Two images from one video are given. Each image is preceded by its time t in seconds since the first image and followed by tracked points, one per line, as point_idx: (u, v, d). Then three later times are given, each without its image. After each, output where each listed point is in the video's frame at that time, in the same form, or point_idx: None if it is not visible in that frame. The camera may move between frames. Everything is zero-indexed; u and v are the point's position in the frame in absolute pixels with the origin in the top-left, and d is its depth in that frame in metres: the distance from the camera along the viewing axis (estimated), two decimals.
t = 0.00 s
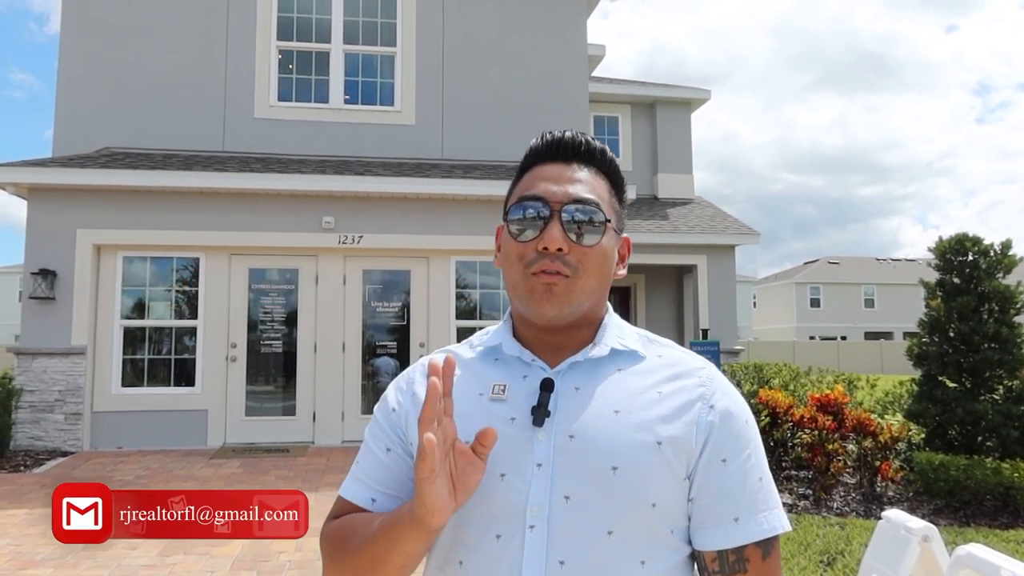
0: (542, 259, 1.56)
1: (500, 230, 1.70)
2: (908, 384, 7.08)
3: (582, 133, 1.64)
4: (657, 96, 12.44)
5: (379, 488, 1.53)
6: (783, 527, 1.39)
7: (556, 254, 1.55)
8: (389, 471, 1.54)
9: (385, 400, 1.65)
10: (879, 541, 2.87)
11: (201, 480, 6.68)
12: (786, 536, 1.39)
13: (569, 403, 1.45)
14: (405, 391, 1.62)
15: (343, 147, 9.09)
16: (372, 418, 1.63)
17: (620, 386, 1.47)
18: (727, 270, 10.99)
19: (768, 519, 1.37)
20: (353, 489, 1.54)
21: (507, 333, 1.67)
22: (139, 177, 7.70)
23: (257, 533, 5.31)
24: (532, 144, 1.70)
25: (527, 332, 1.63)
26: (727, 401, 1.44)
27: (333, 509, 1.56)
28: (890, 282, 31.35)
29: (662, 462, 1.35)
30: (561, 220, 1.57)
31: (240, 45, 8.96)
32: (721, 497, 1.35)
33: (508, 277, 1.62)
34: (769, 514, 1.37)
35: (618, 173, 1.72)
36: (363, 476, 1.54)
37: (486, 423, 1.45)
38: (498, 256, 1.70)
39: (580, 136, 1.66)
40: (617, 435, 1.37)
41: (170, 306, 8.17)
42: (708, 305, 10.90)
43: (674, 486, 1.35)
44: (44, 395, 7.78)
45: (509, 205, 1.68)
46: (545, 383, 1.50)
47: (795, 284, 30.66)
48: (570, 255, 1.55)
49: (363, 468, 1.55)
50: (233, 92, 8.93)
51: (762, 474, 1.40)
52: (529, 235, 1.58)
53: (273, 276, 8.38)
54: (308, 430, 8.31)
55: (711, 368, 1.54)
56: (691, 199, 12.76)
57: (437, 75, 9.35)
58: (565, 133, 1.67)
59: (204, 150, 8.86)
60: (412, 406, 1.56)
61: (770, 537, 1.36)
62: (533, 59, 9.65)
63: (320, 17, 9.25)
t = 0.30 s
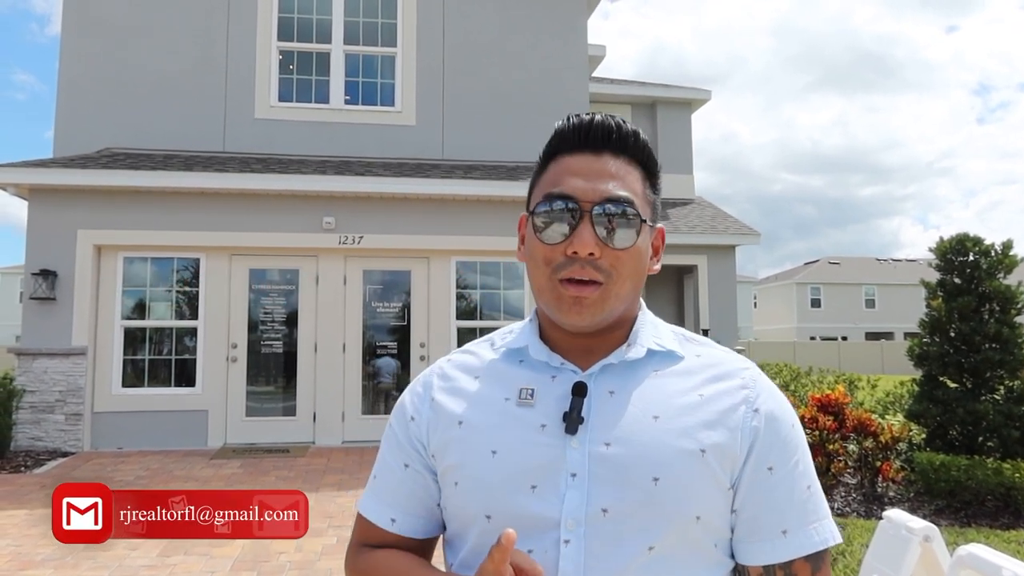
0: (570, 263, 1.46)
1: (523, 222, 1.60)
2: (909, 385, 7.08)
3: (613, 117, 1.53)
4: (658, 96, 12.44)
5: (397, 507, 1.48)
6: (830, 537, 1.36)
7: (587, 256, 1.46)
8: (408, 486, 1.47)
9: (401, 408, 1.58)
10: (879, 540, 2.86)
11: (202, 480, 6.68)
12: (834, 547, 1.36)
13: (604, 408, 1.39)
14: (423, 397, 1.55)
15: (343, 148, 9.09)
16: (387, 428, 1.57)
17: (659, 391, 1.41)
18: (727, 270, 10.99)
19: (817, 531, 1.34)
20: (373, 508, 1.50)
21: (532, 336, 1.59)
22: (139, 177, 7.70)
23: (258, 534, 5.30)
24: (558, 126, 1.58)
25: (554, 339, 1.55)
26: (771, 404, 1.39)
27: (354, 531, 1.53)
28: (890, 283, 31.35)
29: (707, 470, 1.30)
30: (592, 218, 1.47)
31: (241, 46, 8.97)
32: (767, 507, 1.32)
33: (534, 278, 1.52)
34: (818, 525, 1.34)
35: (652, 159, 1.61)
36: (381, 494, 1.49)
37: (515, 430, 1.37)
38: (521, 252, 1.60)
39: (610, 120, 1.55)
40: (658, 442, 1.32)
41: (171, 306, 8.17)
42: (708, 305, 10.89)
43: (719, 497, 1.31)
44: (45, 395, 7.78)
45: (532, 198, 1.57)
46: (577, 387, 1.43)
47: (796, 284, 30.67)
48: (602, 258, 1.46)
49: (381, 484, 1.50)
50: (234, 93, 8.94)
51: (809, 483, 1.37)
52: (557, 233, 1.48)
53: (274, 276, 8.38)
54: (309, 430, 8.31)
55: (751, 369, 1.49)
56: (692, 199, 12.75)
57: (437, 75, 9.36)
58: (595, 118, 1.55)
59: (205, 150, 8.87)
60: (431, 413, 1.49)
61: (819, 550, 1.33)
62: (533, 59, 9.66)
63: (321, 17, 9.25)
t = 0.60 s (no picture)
0: (587, 256, 1.45)
1: (539, 213, 1.58)
2: (908, 386, 7.07)
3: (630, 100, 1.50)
4: (657, 97, 12.43)
5: (410, 514, 1.48)
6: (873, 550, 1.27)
7: (604, 249, 1.44)
8: (419, 492, 1.48)
9: (414, 412, 1.58)
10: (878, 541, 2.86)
11: (201, 481, 6.68)
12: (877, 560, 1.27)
13: (620, 409, 1.36)
14: (435, 400, 1.55)
15: (343, 148, 9.09)
16: (400, 433, 1.57)
17: (680, 391, 1.36)
18: (727, 271, 10.98)
19: (858, 541, 1.25)
20: (385, 513, 1.51)
21: (549, 332, 1.58)
22: (138, 178, 7.70)
23: (257, 534, 5.29)
24: (573, 111, 1.55)
25: (571, 333, 1.53)
26: (803, 404, 1.32)
27: (368, 537, 1.54)
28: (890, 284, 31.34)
29: (731, 477, 1.25)
30: (609, 208, 1.45)
31: (241, 46, 8.97)
32: (799, 516, 1.24)
33: (549, 271, 1.51)
34: (857, 536, 1.25)
35: (674, 145, 1.57)
36: (395, 499, 1.50)
37: (527, 434, 1.35)
38: (537, 243, 1.59)
39: (627, 104, 1.51)
40: (678, 445, 1.27)
41: (170, 307, 8.17)
42: (708, 306, 10.88)
43: (746, 505, 1.25)
44: (44, 396, 7.78)
45: (547, 187, 1.55)
46: (592, 389, 1.40)
47: (796, 285, 30.68)
48: (619, 251, 1.44)
49: (393, 490, 1.51)
50: (233, 93, 8.94)
51: (848, 489, 1.28)
52: (573, 224, 1.46)
53: (273, 277, 8.38)
54: (308, 431, 8.31)
55: (783, 366, 1.42)
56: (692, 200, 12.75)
57: (437, 76, 9.36)
58: (611, 102, 1.52)
59: (205, 151, 8.87)
60: (443, 416, 1.49)
61: (859, 561, 1.24)
62: (533, 60, 9.65)
63: (320, 18, 9.24)
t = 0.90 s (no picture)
0: (603, 253, 1.43)
1: (553, 213, 1.58)
2: (908, 386, 7.07)
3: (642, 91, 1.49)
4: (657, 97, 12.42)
5: (423, 522, 1.49)
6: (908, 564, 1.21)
7: (620, 246, 1.42)
8: (432, 500, 1.48)
9: (428, 418, 1.58)
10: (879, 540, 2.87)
11: (200, 482, 6.66)
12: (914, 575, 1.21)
13: (636, 416, 1.33)
14: (449, 405, 1.54)
15: (342, 149, 9.08)
16: (415, 440, 1.58)
17: (699, 395, 1.32)
18: (727, 271, 10.96)
19: (889, 554, 1.20)
20: (401, 521, 1.53)
21: (566, 334, 1.56)
22: (136, 178, 7.68)
23: (257, 534, 5.28)
24: (584, 108, 1.55)
25: (591, 334, 1.51)
26: (831, 407, 1.26)
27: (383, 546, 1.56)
28: (890, 285, 31.36)
29: (751, 486, 1.21)
30: (624, 203, 1.44)
31: (240, 47, 8.97)
32: (825, 526, 1.20)
33: (564, 271, 1.50)
34: (890, 549, 1.20)
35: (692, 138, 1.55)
36: (409, 508, 1.51)
37: (539, 443, 1.34)
38: (552, 244, 1.58)
39: (640, 97, 1.50)
40: (695, 454, 1.24)
41: (168, 308, 8.15)
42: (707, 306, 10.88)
43: (769, 516, 1.21)
44: (42, 397, 7.76)
45: (560, 185, 1.54)
46: (606, 396, 1.38)
47: (795, 286, 30.68)
48: (636, 247, 1.42)
49: (407, 498, 1.52)
50: (232, 93, 8.93)
51: (880, 499, 1.22)
52: (589, 221, 1.46)
53: (272, 278, 8.37)
54: (307, 432, 8.30)
55: (810, 367, 1.36)
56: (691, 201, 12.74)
57: (436, 76, 9.36)
58: (622, 95, 1.51)
59: (204, 151, 8.86)
60: (456, 423, 1.49)
61: None
62: (533, 60, 9.65)
63: (320, 18, 9.24)
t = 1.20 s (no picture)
0: (611, 253, 1.43)
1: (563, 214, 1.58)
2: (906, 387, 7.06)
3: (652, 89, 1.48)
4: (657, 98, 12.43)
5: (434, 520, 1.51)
6: None
7: (628, 245, 1.42)
8: (442, 498, 1.50)
9: (441, 416, 1.60)
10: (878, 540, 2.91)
11: (198, 482, 6.65)
12: None
13: (643, 419, 1.33)
14: (461, 404, 1.56)
15: (341, 149, 9.07)
16: (428, 437, 1.60)
17: (707, 398, 1.31)
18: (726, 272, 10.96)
19: (906, 568, 1.17)
20: (411, 518, 1.55)
21: (575, 335, 1.57)
22: (134, 178, 7.67)
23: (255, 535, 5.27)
24: (595, 107, 1.55)
25: (601, 334, 1.51)
26: (845, 414, 1.24)
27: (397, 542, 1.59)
28: (888, 285, 31.39)
29: (760, 493, 1.19)
30: (633, 203, 1.44)
31: (239, 47, 8.97)
32: (837, 536, 1.18)
33: (573, 271, 1.50)
34: (906, 563, 1.17)
35: (704, 137, 1.54)
36: (420, 505, 1.54)
37: (545, 444, 1.34)
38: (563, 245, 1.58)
39: (650, 95, 1.49)
40: (702, 459, 1.23)
41: (166, 308, 8.14)
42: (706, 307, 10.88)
43: (778, 524, 1.19)
44: (40, 397, 7.75)
45: (569, 184, 1.55)
46: (613, 397, 1.38)
47: (794, 286, 30.70)
48: (645, 246, 1.42)
49: (418, 496, 1.55)
50: (231, 94, 8.92)
51: (897, 511, 1.20)
52: (597, 221, 1.46)
53: (271, 279, 8.36)
54: (305, 433, 8.29)
55: (826, 372, 1.34)
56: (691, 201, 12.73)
57: (435, 76, 9.36)
58: (633, 94, 1.51)
59: (202, 152, 8.85)
60: (466, 422, 1.50)
61: None
62: (532, 61, 9.65)
63: (318, 18, 9.23)
